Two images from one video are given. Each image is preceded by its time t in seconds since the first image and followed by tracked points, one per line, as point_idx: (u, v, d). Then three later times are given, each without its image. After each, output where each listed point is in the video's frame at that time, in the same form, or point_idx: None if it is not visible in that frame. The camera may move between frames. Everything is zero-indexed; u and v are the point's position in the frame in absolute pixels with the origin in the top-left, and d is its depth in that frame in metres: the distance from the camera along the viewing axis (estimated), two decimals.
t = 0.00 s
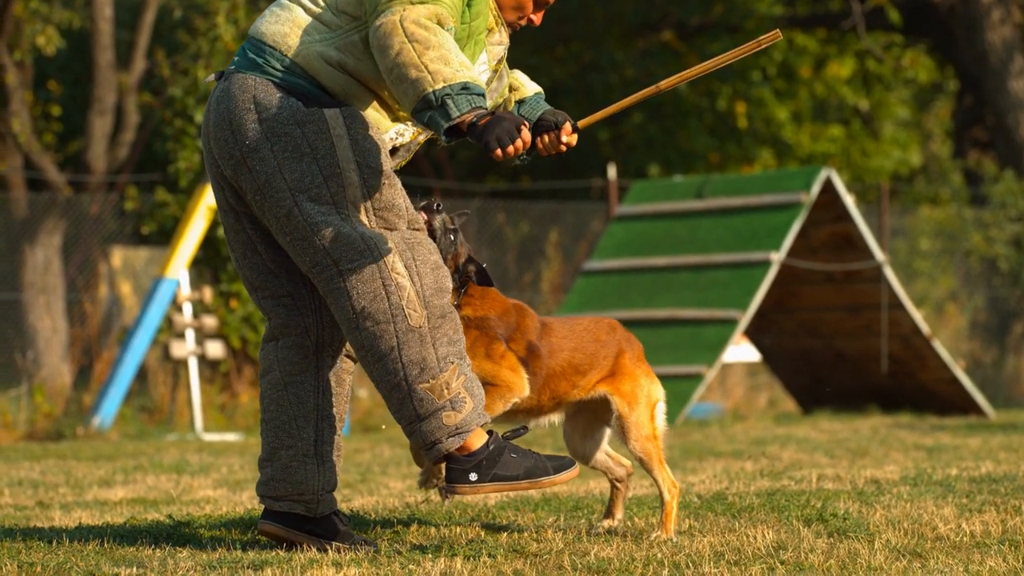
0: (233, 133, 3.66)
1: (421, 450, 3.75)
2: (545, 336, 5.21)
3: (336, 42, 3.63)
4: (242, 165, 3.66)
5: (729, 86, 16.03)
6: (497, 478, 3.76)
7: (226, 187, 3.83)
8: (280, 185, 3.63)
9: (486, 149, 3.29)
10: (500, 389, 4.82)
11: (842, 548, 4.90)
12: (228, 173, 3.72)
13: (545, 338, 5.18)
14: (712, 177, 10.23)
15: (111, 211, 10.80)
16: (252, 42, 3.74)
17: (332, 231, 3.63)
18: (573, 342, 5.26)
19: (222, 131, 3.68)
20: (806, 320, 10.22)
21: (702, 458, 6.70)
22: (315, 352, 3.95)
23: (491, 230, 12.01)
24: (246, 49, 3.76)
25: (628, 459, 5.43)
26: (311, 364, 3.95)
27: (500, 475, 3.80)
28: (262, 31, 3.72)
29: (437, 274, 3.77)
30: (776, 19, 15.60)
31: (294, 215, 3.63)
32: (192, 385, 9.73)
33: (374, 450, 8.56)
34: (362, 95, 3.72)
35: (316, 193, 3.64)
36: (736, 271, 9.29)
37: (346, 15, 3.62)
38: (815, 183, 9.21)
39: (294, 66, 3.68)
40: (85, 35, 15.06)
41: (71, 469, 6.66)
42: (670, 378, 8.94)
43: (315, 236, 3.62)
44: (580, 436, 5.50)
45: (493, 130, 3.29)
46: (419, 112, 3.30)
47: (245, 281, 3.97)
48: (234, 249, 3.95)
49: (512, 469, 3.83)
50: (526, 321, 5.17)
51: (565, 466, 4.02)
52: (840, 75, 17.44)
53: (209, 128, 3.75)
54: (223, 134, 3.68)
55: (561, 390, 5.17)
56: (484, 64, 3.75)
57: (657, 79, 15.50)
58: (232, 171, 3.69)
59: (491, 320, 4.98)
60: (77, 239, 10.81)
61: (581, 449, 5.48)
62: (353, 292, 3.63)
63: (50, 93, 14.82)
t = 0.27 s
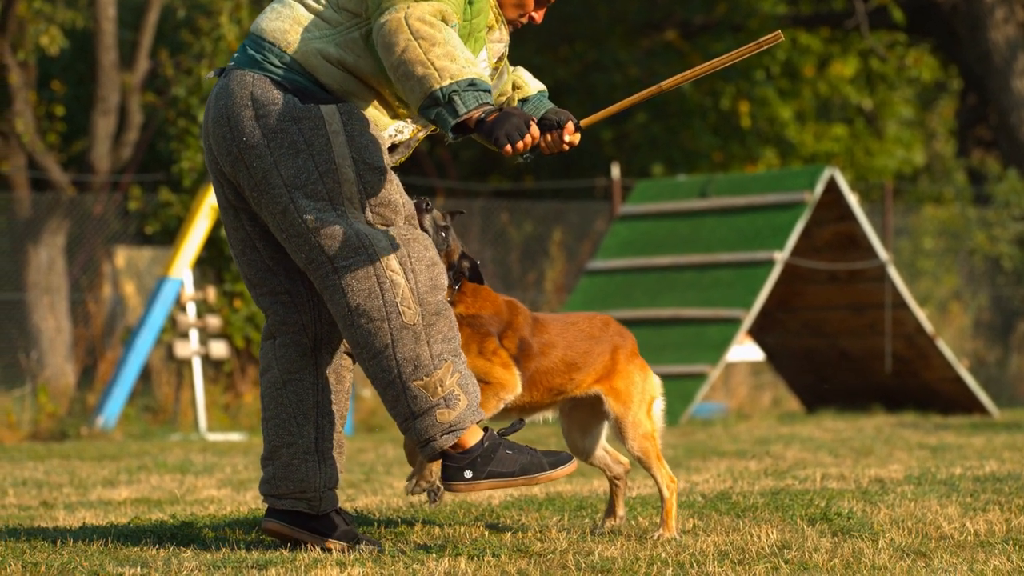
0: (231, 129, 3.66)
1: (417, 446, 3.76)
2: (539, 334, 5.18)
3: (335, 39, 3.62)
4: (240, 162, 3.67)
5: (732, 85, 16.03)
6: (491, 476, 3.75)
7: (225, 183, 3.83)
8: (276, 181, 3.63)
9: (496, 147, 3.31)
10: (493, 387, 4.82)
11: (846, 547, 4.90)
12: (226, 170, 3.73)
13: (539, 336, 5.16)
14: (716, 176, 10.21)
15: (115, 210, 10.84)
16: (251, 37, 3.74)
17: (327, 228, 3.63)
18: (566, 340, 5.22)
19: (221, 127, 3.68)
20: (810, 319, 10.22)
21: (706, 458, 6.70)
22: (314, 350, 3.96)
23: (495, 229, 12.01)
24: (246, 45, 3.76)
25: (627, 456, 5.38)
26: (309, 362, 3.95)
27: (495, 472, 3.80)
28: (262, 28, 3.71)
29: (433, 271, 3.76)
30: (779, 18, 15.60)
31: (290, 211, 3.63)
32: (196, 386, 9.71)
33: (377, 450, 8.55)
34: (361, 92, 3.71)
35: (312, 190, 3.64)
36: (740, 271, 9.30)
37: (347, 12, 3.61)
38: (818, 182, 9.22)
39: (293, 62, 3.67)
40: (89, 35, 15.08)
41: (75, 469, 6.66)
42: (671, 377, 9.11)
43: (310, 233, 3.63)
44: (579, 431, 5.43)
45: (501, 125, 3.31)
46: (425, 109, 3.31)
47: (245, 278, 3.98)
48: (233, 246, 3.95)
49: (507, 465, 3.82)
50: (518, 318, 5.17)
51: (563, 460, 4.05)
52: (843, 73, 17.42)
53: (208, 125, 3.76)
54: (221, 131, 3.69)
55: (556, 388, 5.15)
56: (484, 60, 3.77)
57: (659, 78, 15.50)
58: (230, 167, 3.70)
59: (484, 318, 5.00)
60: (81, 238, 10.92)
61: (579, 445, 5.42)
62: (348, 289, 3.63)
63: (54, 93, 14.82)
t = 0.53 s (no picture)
0: (229, 126, 3.67)
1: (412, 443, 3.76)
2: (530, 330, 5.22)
3: (335, 36, 3.62)
4: (238, 158, 3.68)
5: (736, 85, 16.02)
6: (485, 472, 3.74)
7: (225, 179, 3.83)
8: (271, 178, 3.63)
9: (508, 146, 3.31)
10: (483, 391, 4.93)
11: (851, 547, 4.90)
12: (225, 166, 3.73)
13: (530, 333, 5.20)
14: (720, 175, 10.20)
15: (120, 211, 10.87)
16: (253, 33, 3.74)
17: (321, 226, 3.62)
18: (558, 336, 5.22)
19: (219, 124, 3.68)
20: (814, 319, 10.21)
21: (712, 457, 6.69)
22: (313, 347, 3.96)
23: (499, 229, 12.01)
24: (248, 42, 3.76)
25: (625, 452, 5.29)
26: (309, 359, 3.96)
27: (489, 469, 3.78)
28: (263, 24, 3.71)
29: (428, 269, 3.74)
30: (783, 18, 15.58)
31: (285, 208, 3.63)
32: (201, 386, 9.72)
33: (382, 450, 8.55)
34: (362, 90, 3.70)
35: (307, 186, 3.63)
36: (745, 271, 9.30)
37: (348, 9, 3.60)
38: (823, 182, 9.23)
39: (292, 58, 3.67)
40: (93, 35, 15.09)
41: (81, 469, 6.65)
42: (675, 377, 9.19)
43: (305, 230, 3.62)
44: (578, 427, 5.35)
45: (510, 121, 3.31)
46: (434, 106, 3.32)
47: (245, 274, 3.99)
48: (234, 242, 3.96)
49: (502, 462, 3.80)
50: (506, 312, 5.24)
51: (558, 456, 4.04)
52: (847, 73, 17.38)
53: (208, 121, 3.77)
54: (220, 127, 3.69)
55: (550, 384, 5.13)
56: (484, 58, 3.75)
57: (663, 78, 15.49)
58: (229, 163, 3.71)
59: (475, 315, 5.10)
60: (86, 238, 10.88)
61: (577, 442, 5.34)
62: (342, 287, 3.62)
63: (58, 93, 14.82)
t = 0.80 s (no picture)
0: (227, 123, 3.67)
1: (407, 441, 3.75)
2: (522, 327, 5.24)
3: (336, 33, 3.62)
4: (236, 155, 3.68)
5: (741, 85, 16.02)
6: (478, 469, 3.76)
7: (225, 176, 3.84)
8: (268, 175, 3.63)
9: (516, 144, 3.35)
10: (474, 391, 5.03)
11: (857, 546, 4.90)
12: (224, 163, 3.74)
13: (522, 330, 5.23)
14: (726, 175, 10.21)
15: (125, 211, 10.86)
16: (256, 30, 3.73)
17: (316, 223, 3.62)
18: (551, 333, 5.23)
19: (219, 120, 3.69)
20: (820, 318, 10.21)
21: (718, 457, 6.67)
22: (313, 345, 3.96)
23: (504, 229, 12.01)
24: (250, 38, 3.75)
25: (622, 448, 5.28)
26: (309, 358, 3.96)
27: (483, 466, 3.80)
28: (265, 20, 3.71)
29: (422, 267, 3.74)
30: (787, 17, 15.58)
31: (281, 205, 3.63)
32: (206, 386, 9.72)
33: (388, 450, 8.54)
34: (362, 88, 3.70)
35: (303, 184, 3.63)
36: (750, 271, 9.31)
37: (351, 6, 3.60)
38: (828, 182, 9.24)
39: (293, 55, 3.66)
40: (98, 35, 15.09)
41: (87, 469, 6.65)
42: (681, 377, 9.26)
43: (300, 227, 3.62)
44: (575, 423, 5.35)
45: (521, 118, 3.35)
46: (444, 103, 3.35)
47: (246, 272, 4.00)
48: (235, 240, 3.97)
49: (496, 460, 3.81)
50: (496, 307, 5.27)
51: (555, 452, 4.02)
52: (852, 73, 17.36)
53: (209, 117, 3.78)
54: (219, 124, 3.70)
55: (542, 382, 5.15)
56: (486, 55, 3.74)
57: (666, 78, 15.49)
58: (227, 160, 3.71)
59: (468, 314, 5.14)
60: (91, 238, 10.84)
61: (574, 438, 5.35)
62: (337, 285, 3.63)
63: (62, 93, 14.82)
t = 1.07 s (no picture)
0: (227, 120, 3.68)
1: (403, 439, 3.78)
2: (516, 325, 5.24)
3: (339, 31, 3.62)
4: (233, 152, 3.69)
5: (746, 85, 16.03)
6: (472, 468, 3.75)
7: (225, 173, 3.85)
8: (265, 173, 3.64)
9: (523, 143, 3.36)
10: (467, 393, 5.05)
11: (862, 546, 4.90)
12: (223, 161, 3.75)
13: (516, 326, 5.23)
14: (730, 175, 10.19)
15: (130, 212, 10.91)
16: (257, 26, 3.73)
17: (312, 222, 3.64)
18: (545, 330, 5.23)
19: (219, 118, 3.70)
20: (826, 318, 10.20)
21: (723, 457, 6.66)
22: (314, 343, 3.97)
23: (509, 229, 12.02)
24: (252, 34, 3.75)
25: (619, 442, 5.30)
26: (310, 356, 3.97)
27: (477, 466, 3.79)
28: (268, 16, 3.70)
29: (416, 266, 3.76)
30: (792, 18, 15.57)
31: (278, 203, 3.65)
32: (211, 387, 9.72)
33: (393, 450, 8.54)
34: (363, 88, 3.70)
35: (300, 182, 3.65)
36: (754, 271, 9.31)
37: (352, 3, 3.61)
38: (833, 181, 9.22)
39: (293, 52, 3.66)
40: (103, 37, 15.11)
41: (92, 470, 6.65)
42: (687, 376, 9.31)
43: (296, 226, 3.64)
44: (572, 419, 5.36)
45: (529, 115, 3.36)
46: (453, 101, 3.36)
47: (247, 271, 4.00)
48: (235, 238, 3.98)
49: (492, 458, 3.81)
50: (486, 302, 5.26)
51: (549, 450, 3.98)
52: (857, 73, 17.33)
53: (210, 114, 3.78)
54: (219, 122, 3.70)
55: (537, 378, 5.16)
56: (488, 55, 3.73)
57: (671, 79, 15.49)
58: (227, 157, 3.72)
59: (461, 312, 5.14)
60: (96, 239, 10.84)
61: (572, 434, 5.36)
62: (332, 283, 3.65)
63: (68, 95, 14.85)
